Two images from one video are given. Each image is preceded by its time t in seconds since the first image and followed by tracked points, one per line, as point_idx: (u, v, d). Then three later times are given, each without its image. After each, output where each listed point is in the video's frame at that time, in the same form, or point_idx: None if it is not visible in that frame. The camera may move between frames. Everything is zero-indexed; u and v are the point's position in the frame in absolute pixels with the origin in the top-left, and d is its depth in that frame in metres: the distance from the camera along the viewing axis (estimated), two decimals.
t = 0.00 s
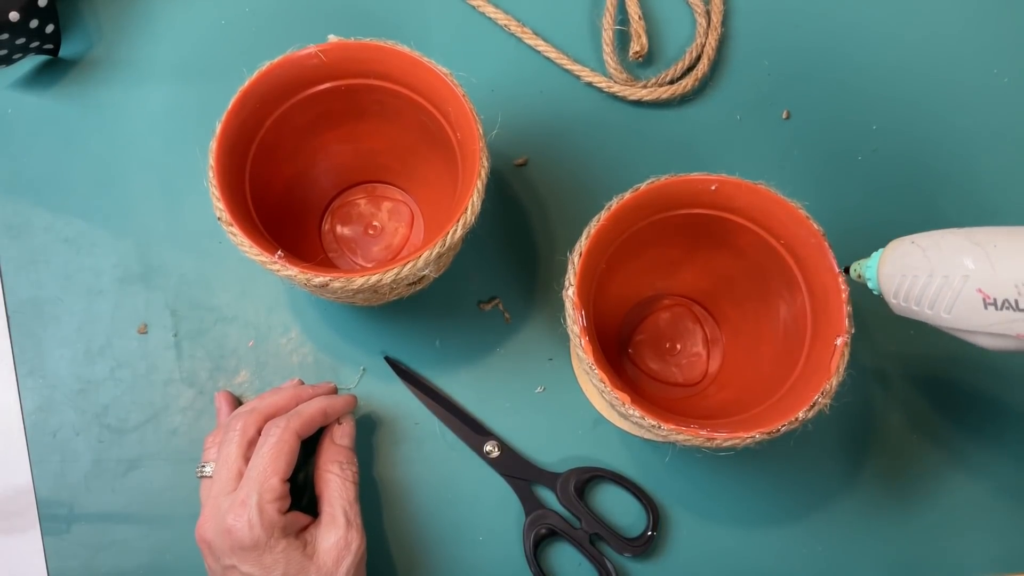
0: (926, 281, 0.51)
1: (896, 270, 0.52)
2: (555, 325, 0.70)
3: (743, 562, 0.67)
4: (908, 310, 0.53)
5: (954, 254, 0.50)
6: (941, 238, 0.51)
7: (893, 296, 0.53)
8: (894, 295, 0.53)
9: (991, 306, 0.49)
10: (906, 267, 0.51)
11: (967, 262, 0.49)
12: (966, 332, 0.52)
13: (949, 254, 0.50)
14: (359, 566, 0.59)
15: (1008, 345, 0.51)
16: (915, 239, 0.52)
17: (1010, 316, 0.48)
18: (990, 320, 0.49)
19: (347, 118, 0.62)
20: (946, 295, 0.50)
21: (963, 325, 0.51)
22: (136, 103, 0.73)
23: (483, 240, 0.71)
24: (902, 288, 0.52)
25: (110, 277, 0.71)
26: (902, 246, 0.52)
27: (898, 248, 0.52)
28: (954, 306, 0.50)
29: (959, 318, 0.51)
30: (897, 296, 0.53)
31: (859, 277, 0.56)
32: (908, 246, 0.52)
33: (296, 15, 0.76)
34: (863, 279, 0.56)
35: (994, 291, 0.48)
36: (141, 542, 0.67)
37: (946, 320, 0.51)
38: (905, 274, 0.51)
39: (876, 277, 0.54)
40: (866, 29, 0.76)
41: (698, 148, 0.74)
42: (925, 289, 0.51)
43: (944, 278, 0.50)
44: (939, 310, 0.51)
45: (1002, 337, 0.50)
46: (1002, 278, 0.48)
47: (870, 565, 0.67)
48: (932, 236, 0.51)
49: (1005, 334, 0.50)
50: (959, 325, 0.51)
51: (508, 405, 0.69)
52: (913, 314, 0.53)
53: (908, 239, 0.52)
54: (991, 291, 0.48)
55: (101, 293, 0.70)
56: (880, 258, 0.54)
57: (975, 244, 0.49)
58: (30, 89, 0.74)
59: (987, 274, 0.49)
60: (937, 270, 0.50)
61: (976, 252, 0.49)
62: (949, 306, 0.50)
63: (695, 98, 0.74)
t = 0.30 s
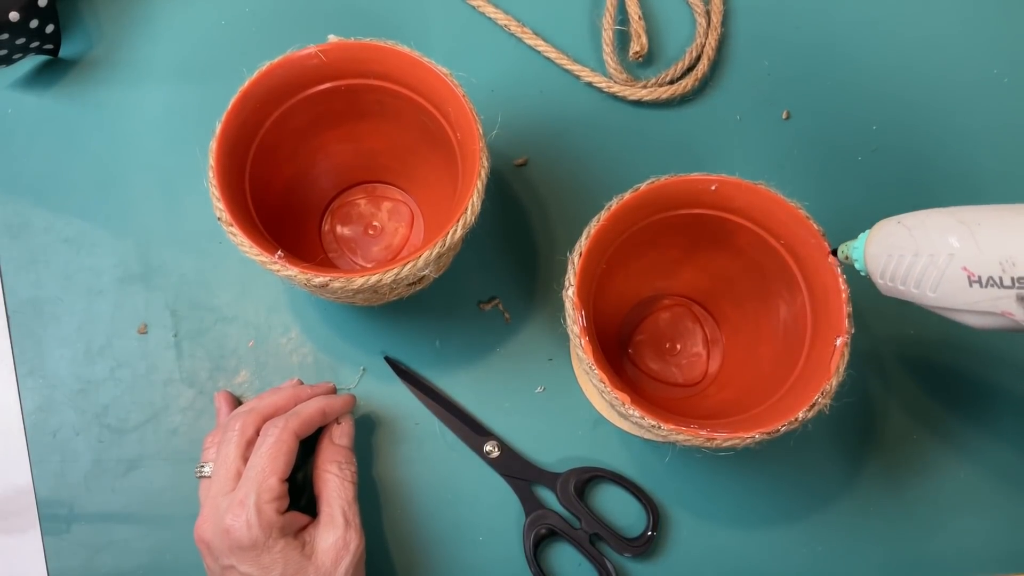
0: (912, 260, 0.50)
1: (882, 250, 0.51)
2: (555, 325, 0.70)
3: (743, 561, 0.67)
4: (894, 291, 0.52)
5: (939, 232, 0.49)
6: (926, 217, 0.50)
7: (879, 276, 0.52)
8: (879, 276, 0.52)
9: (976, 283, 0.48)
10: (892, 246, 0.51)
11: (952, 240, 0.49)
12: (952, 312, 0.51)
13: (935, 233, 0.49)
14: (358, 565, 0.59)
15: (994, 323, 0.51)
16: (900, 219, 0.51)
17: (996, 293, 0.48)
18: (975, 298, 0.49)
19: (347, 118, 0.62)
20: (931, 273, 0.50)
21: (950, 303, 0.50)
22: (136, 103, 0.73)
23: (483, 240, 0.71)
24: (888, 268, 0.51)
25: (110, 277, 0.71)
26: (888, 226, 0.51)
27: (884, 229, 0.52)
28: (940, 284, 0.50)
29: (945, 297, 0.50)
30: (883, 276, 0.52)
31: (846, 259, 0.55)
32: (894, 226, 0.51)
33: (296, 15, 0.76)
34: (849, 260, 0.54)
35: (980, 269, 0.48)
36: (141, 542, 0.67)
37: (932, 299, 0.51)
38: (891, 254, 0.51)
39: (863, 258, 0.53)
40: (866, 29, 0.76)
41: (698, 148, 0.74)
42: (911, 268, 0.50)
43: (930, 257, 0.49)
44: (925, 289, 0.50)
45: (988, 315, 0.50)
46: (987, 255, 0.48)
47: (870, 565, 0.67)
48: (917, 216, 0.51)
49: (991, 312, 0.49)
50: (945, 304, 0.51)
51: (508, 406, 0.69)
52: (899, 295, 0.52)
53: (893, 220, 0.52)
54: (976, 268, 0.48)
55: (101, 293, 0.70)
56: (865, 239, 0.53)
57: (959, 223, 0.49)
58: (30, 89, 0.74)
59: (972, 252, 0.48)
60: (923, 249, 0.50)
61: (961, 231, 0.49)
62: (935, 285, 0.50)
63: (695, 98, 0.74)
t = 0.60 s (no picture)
0: (897, 235, 0.49)
1: (868, 225, 0.51)
2: (555, 324, 0.70)
3: (743, 561, 0.67)
4: (880, 266, 0.52)
5: (922, 205, 0.49)
6: (909, 191, 0.50)
7: (866, 252, 0.52)
8: (865, 252, 0.52)
9: (959, 256, 0.48)
10: (877, 222, 0.50)
11: (935, 213, 0.48)
12: (936, 286, 0.51)
13: (918, 206, 0.49)
14: (357, 565, 0.59)
15: (976, 296, 0.50)
16: (885, 194, 0.51)
17: (978, 265, 0.48)
18: (959, 270, 0.49)
19: (347, 117, 0.62)
20: (915, 247, 0.49)
21: (933, 277, 0.50)
22: (136, 102, 0.73)
23: (483, 240, 0.71)
24: (874, 244, 0.51)
25: (110, 277, 0.71)
26: (873, 202, 0.51)
27: (869, 205, 0.51)
28: (924, 258, 0.49)
29: (929, 271, 0.50)
30: (869, 252, 0.51)
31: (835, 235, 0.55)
32: (879, 201, 0.51)
33: (296, 15, 0.76)
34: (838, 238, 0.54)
35: (962, 240, 0.47)
36: (141, 542, 0.67)
37: (916, 273, 0.50)
38: (876, 229, 0.50)
39: (850, 234, 0.53)
40: (865, 29, 0.76)
41: (698, 147, 0.74)
42: (895, 242, 0.50)
43: (913, 230, 0.49)
44: (909, 263, 0.50)
45: (971, 288, 0.49)
46: (969, 227, 0.47)
47: (870, 565, 0.67)
48: (900, 190, 0.50)
49: (974, 285, 0.49)
50: (929, 277, 0.50)
51: (508, 405, 0.69)
52: (884, 270, 0.52)
53: (878, 195, 0.51)
54: (959, 240, 0.48)
55: (101, 293, 0.70)
56: (852, 215, 0.52)
57: (942, 195, 0.49)
58: (31, 89, 0.74)
59: (955, 224, 0.48)
60: (907, 222, 0.49)
61: (943, 203, 0.48)
62: (919, 259, 0.49)
63: (695, 97, 0.74)
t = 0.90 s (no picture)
0: (875, 214, 0.49)
1: (847, 206, 0.50)
2: (555, 324, 0.70)
3: (743, 561, 0.67)
4: (857, 246, 0.51)
5: (899, 182, 0.48)
6: (886, 169, 0.49)
7: (844, 233, 0.50)
8: (844, 233, 0.50)
9: (936, 232, 0.47)
10: (856, 201, 0.49)
11: (912, 190, 0.48)
12: (912, 263, 0.50)
13: (894, 185, 0.48)
14: (356, 564, 0.59)
15: (951, 271, 0.50)
16: (861, 173, 0.50)
17: (955, 241, 0.48)
18: (936, 247, 0.48)
19: (347, 117, 0.62)
20: (893, 226, 0.48)
21: (910, 255, 0.49)
22: (136, 102, 0.73)
23: (483, 239, 0.71)
24: (853, 224, 0.50)
25: (110, 277, 0.71)
26: (851, 181, 0.50)
27: (847, 185, 0.50)
28: (902, 236, 0.48)
29: (907, 249, 0.49)
30: (847, 233, 0.50)
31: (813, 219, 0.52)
32: (857, 181, 0.49)
33: (296, 15, 0.76)
34: (817, 220, 0.52)
35: (940, 217, 0.47)
36: (141, 542, 0.67)
37: (894, 252, 0.49)
38: (855, 209, 0.49)
39: (829, 216, 0.51)
40: (865, 29, 0.76)
41: (698, 147, 0.74)
42: (874, 222, 0.49)
43: (891, 209, 0.48)
44: (887, 242, 0.49)
45: (947, 264, 0.49)
46: (946, 203, 0.47)
47: (870, 565, 0.67)
48: (877, 168, 0.50)
49: (949, 260, 0.49)
50: (906, 256, 0.49)
51: (508, 405, 0.69)
52: (862, 250, 0.51)
53: (855, 174, 0.50)
54: (936, 217, 0.47)
55: (101, 293, 0.70)
56: (831, 196, 0.51)
57: (917, 172, 0.48)
58: (31, 89, 0.74)
59: (931, 201, 0.47)
60: (884, 201, 0.48)
61: (919, 180, 0.48)
62: (897, 237, 0.49)
63: (695, 97, 0.74)
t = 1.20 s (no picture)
0: (852, 196, 0.49)
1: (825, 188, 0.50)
2: (555, 325, 0.70)
3: (743, 561, 0.67)
4: (837, 229, 0.51)
5: (876, 163, 0.48)
6: (863, 151, 0.49)
7: (823, 216, 0.50)
8: (824, 216, 0.50)
9: (913, 212, 0.48)
10: (834, 184, 0.49)
11: (888, 171, 0.48)
12: (891, 244, 0.51)
13: (872, 166, 0.48)
14: (354, 564, 0.59)
15: (930, 252, 0.50)
16: (839, 156, 0.50)
17: (932, 220, 0.48)
18: (913, 228, 0.48)
19: (347, 117, 0.62)
20: (870, 207, 0.48)
21: (889, 236, 0.49)
22: (136, 102, 0.73)
23: (483, 240, 0.71)
24: (831, 207, 0.50)
25: (110, 277, 0.71)
26: (829, 164, 0.50)
27: (825, 168, 0.50)
28: (880, 217, 0.48)
29: (885, 230, 0.49)
30: (826, 216, 0.50)
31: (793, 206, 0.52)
32: (835, 163, 0.50)
33: (297, 15, 0.76)
34: (796, 204, 0.52)
35: (916, 196, 0.47)
36: (141, 542, 0.67)
37: (872, 234, 0.50)
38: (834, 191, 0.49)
39: (808, 200, 0.51)
40: (865, 29, 0.76)
41: (698, 147, 0.74)
42: (852, 204, 0.49)
43: (868, 190, 0.48)
44: (865, 224, 0.49)
45: (926, 245, 0.49)
46: (921, 182, 0.47)
47: (870, 565, 0.67)
48: (855, 151, 0.50)
49: (927, 241, 0.49)
50: (884, 237, 0.50)
51: (507, 406, 0.69)
52: (841, 233, 0.51)
53: (833, 158, 0.50)
54: (912, 197, 0.47)
55: (100, 293, 0.70)
56: (810, 179, 0.51)
57: (894, 153, 0.48)
58: (31, 89, 0.74)
59: (908, 180, 0.47)
60: (861, 183, 0.48)
61: (895, 160, 0.48)
62: (875, 219, 0.49)
63: (695, 98, 0.74)
